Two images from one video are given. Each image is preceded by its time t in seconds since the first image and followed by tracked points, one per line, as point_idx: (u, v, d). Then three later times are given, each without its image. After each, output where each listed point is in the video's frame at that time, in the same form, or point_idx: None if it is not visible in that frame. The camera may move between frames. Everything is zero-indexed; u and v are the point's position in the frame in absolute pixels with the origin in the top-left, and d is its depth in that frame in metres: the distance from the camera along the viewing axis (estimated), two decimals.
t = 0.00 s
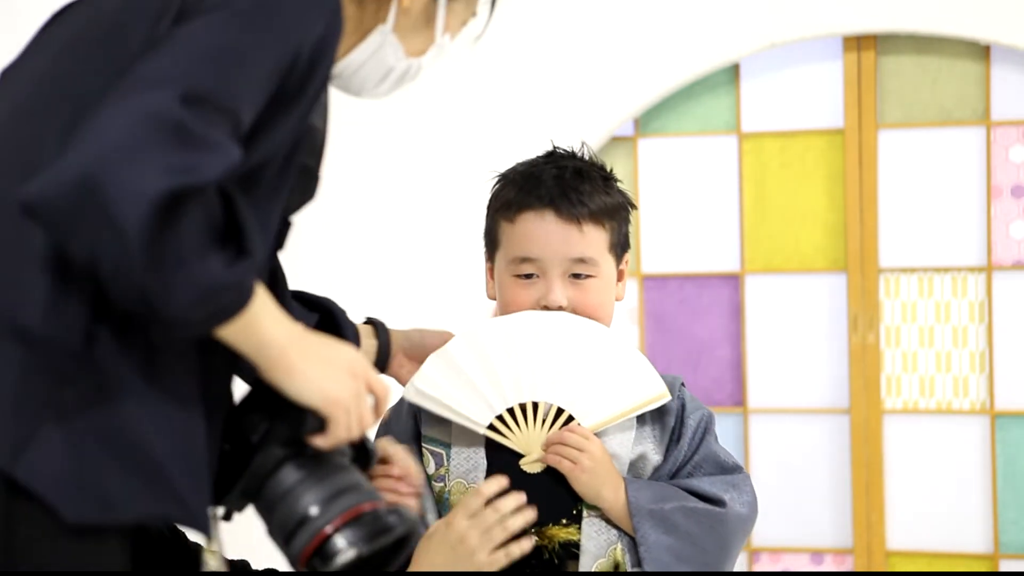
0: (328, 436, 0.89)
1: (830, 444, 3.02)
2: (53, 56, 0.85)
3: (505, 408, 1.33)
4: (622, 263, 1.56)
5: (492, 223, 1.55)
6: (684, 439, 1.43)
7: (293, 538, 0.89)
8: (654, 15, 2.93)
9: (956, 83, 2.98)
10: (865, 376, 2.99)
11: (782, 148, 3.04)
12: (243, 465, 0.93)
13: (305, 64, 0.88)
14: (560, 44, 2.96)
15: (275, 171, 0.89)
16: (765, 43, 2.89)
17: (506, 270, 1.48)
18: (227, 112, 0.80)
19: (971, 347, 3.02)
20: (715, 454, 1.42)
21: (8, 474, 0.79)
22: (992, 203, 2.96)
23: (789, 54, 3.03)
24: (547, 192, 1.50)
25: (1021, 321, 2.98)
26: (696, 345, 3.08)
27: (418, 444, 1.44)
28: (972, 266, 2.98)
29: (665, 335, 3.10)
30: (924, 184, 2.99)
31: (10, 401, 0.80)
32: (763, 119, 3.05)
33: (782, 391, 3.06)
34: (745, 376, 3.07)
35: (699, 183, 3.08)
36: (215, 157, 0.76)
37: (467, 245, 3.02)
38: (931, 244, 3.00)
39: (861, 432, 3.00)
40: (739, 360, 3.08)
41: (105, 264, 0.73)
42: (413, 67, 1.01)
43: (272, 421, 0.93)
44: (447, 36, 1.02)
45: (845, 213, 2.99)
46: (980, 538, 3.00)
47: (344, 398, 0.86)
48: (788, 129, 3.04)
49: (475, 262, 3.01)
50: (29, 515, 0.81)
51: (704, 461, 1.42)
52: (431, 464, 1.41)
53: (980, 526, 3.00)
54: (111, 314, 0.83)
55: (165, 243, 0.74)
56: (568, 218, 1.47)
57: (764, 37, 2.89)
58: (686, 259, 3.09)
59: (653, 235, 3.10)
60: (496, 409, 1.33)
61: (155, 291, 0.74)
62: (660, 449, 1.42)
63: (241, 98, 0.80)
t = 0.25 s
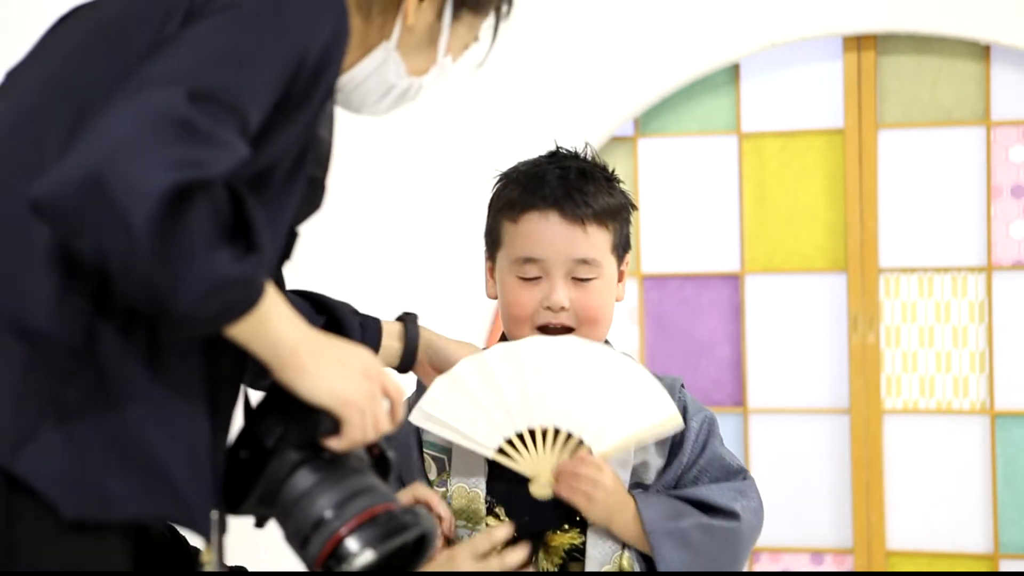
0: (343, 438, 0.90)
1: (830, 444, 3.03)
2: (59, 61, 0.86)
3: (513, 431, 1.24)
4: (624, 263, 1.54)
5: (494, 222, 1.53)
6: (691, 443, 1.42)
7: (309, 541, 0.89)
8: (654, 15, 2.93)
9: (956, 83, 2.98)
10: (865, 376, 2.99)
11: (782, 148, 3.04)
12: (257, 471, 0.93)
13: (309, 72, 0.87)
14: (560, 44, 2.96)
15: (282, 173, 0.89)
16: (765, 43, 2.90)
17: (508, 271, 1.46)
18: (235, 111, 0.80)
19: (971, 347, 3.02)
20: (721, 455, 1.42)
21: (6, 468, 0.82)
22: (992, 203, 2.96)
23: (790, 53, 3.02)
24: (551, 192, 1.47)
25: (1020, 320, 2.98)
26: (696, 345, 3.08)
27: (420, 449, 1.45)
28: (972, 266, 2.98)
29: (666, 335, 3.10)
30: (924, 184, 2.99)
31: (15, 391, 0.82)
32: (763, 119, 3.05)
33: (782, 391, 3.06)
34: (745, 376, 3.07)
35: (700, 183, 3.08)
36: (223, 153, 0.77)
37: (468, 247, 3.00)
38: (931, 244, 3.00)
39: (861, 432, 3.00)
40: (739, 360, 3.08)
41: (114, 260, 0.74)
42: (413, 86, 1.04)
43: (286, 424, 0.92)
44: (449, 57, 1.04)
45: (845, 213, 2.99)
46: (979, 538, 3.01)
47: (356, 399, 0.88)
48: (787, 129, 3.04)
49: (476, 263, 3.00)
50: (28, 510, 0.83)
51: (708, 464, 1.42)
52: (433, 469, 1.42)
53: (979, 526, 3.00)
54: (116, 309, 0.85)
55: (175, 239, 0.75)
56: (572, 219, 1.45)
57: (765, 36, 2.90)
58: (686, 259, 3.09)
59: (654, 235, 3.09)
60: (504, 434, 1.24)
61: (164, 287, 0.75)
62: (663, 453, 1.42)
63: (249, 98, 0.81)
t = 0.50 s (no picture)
0: (346, 449, 0.90)
1: (831, 444, 3.02)
2: (58, 64, 0.87)
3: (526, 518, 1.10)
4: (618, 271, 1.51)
5: (484, 232, 1.50)
6: (690, 448, 1.45)
7: (312, 553, 0.89)
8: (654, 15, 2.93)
9: (956, 83, 2.98)
10: (865, 376, 2.99)
11: (782, 148, 3.04)
12: (257, 482, 0.92)
13: (310, 81, 0.87)
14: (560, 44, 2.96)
15: (279, 182, 0.90)
16: (765, 44, 2.91)
17: (498, 285, 1.44)
18: (237, 120, 0.81)
19: (971, 347, 3.01)
20: (721, 460, 1.45)
21: None
22: (992, 203, 2.96)
23: (788, 54, 3.02)
24: (540, 208, 1.44)
25: (1020, 320, 2.98)
26: (696, 345, 3.08)
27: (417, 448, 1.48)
28: (972, 265, 2.98)
29: (666, 335, 3.10)
30: (924, 184, 2.99)
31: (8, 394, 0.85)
32: (763, 119, 3.04)
33: (783, 391, 3.05)
34: (745, 376, 3.07)
35: (699, 183, 3.08)
36: (224, 163, 0.78)
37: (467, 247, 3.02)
38: (931, 244, 2.99)
39: (861, 433, 2.99)
40: (739, 360, 3.08)
41: (116, 269, 0.75)
42: (420, 98, 1.06)
43: (291, 436, 0.92)
44: (457, 70, 1.05)
45: (845, 213, 2.99)
46: (979, 538, 3.00)
47: (360, 408, 0.89)
48: (787, 129, 3.03)
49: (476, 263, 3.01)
50: (15, 514, 0.85)
51: (708, 466, 1.44)
52: (432, 469, 1.46)
53: (979, 526, 3.00)
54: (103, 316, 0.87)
55: (176, 247, 0.76)
56: (561, 239, 1.41)
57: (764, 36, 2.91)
58: (686, 259, 3.08)
59: (653, 235, 3.09)
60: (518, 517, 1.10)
61: (164, 297, 0.76)
62: (664, 456, 1.44)
63: (251, 107, 0.81)
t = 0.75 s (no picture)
0: (324, 458, 0.90)
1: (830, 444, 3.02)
2: (51, 65, 0.88)
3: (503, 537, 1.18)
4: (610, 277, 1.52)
5: (474, 248, 1.51)
6: (684, 446, 1.44)
7: (287, 559, 0.89)
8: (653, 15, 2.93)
9: (956, 83, 2.97)
10: (865, 376, 2.99)
11: (782, 148, 3.03)
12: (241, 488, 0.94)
13: (302, 82, 0.88)
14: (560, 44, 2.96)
15: (270, 188, 0.93)
16: (765, 43, 2.92)
17: (490, 304, 1.47)
18: (218, 126, 0.81)
19: (971, 347, 3.01)
20: (715, 459, 1.45)
21: None
22: (992, 203, 2.96)
23: (789, 53, 3.02)
24: (526, 231, 1.44)
25: (1020, 320, 2.98)
26: (695, 345, 3.08)
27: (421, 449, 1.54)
28: (972, 265, 2.98)
29: (666, 335, 3.10)
30: (925, 181, 2.98)
31: None
32: (764, 118, 3.03)
33: (783, 391, 3.05)
34: (744, 376, 3.07)
35: (699, 183, 3.07)
36: (200, 166, 0.78)
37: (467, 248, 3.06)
38: (931, 244, 2.99)
39: (861, 433, 3.00)
40: (739, 360, 3.08)
41: (88, 273, 0.75)
42: (425, 113, 1.08)
43: (270, 442, 0.93)
44: (464, 87, 1.07)
45: (845, 213, 2.98)
46: (979, 538, 3.00)
47: (339, 416, 0.88)
48: (788, 129, 3.02)
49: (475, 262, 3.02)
50: None
51: (700, 466, 1.45)
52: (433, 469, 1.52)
53: (979, 526, 3.00)
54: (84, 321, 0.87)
55: (147, 251, 0.75)
56: (545, 266, 1.42)
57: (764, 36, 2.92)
58: (686, 259, 3.08)
59: (653, 235, 3.09)
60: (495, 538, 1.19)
61: (135, 300, 0.76)
62: (657, 455, 1.45)
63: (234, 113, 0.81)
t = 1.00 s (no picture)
0: (291, 474, 0.90)
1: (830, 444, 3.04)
2: (47, 75, 0.94)
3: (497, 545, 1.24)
4: (608, 284, 1.55)
5: (472, 257, 1.53)
6: (682, 445, 1.46)
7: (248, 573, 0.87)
8: (654, 15, 2.94)
9: (956, 83, 2.98)
10: (865, 376, 3.00)
11: (782, 148, 3.04)
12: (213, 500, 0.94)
13: (277, 96, 0.89)
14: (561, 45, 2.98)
15: (251, 199, 0.94)
16: (765, 43, 2.94)
17: (489, 312, 1.49)
18: (179, 139, 0.83)
19: (971, 347, 3.03)
20: (711, 459, 1.47)
21: None
22: (992, 203, 2.97)
23: (789, 53, 3.03)
24: (523, 242, 1.46)
25: (1020, 320, 2.99)
26: (695, 344, 3.10)
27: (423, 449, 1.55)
28: (972, 266, 2.99)
29: (665, 335, 3.11)
30: (925, 181, 3.00)
31: None
32: (764, 119, 3.05)
33: (784, 391, 3.06)
34: (745, 376, 3.08)
35: (699, 184, 3.08)
36: (148, 179, 0.79)
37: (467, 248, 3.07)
38: (931, 244, 3.00)
39: (861, 433, 3.01)
40: (739, 360, 3.09)
41: (38, 277, 0.79)
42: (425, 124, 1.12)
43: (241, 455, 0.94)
44: (469, 100, 1.12)
45: (845, 212, 3.00)
46: (979, 538, 3.01)
47: (304, 432, 0.88)
48: (787, 130, 3.04)
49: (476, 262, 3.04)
50: None
51: (698, 466, 1.46)
52: (436, 468, 1.53)
53: (980, 526, 3.01)
54: (46, 331, 0.90)
55: (90, 259, 0.77)
56: (542, 273, 1.44)
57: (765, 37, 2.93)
58: (686, 259, 3.09)
59: (653, 235, 3.10)
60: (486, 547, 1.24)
61: (80, 307, 0.78)
62: (656, 454, 1.46)
63: (195, 127, 0.83)
